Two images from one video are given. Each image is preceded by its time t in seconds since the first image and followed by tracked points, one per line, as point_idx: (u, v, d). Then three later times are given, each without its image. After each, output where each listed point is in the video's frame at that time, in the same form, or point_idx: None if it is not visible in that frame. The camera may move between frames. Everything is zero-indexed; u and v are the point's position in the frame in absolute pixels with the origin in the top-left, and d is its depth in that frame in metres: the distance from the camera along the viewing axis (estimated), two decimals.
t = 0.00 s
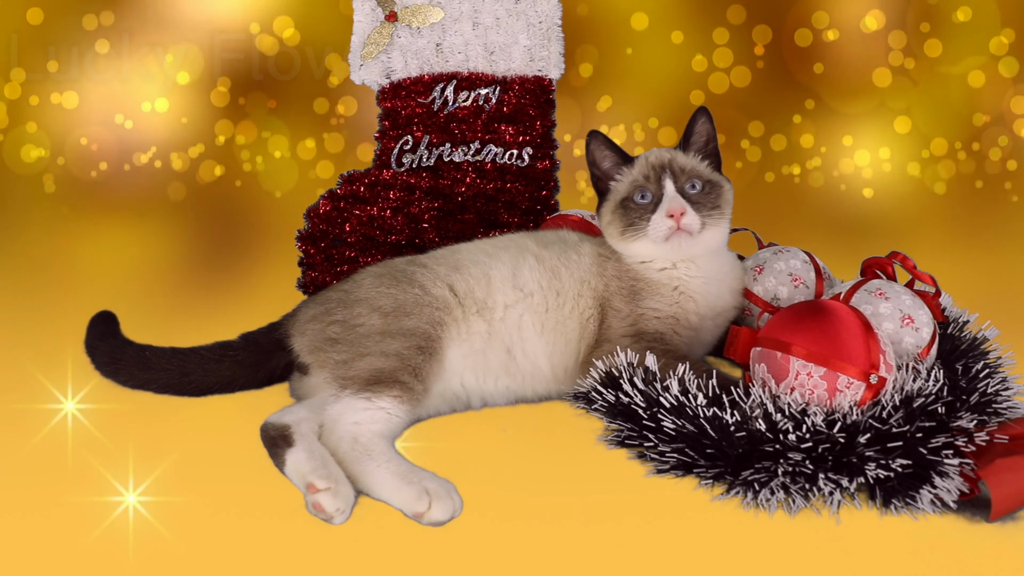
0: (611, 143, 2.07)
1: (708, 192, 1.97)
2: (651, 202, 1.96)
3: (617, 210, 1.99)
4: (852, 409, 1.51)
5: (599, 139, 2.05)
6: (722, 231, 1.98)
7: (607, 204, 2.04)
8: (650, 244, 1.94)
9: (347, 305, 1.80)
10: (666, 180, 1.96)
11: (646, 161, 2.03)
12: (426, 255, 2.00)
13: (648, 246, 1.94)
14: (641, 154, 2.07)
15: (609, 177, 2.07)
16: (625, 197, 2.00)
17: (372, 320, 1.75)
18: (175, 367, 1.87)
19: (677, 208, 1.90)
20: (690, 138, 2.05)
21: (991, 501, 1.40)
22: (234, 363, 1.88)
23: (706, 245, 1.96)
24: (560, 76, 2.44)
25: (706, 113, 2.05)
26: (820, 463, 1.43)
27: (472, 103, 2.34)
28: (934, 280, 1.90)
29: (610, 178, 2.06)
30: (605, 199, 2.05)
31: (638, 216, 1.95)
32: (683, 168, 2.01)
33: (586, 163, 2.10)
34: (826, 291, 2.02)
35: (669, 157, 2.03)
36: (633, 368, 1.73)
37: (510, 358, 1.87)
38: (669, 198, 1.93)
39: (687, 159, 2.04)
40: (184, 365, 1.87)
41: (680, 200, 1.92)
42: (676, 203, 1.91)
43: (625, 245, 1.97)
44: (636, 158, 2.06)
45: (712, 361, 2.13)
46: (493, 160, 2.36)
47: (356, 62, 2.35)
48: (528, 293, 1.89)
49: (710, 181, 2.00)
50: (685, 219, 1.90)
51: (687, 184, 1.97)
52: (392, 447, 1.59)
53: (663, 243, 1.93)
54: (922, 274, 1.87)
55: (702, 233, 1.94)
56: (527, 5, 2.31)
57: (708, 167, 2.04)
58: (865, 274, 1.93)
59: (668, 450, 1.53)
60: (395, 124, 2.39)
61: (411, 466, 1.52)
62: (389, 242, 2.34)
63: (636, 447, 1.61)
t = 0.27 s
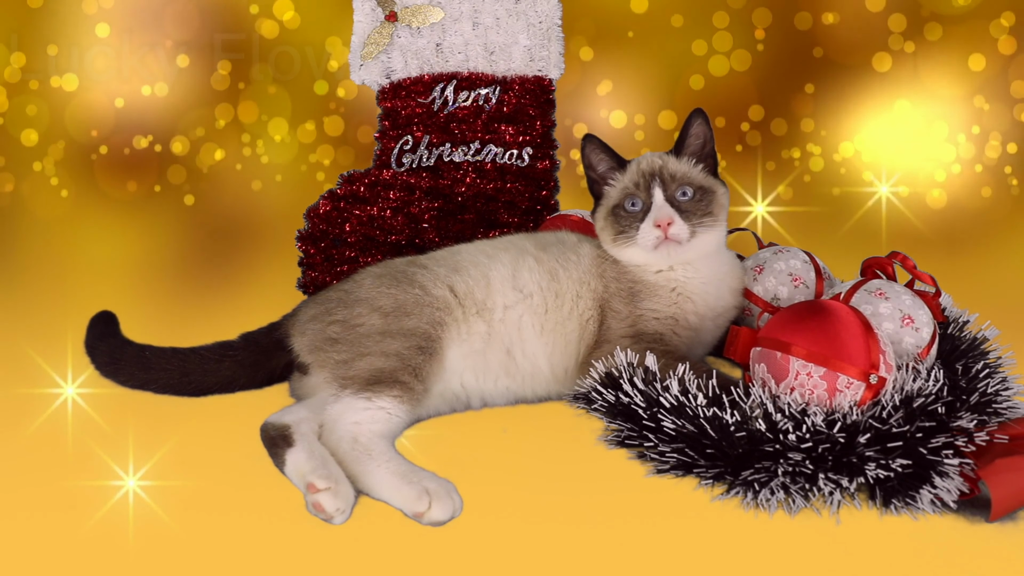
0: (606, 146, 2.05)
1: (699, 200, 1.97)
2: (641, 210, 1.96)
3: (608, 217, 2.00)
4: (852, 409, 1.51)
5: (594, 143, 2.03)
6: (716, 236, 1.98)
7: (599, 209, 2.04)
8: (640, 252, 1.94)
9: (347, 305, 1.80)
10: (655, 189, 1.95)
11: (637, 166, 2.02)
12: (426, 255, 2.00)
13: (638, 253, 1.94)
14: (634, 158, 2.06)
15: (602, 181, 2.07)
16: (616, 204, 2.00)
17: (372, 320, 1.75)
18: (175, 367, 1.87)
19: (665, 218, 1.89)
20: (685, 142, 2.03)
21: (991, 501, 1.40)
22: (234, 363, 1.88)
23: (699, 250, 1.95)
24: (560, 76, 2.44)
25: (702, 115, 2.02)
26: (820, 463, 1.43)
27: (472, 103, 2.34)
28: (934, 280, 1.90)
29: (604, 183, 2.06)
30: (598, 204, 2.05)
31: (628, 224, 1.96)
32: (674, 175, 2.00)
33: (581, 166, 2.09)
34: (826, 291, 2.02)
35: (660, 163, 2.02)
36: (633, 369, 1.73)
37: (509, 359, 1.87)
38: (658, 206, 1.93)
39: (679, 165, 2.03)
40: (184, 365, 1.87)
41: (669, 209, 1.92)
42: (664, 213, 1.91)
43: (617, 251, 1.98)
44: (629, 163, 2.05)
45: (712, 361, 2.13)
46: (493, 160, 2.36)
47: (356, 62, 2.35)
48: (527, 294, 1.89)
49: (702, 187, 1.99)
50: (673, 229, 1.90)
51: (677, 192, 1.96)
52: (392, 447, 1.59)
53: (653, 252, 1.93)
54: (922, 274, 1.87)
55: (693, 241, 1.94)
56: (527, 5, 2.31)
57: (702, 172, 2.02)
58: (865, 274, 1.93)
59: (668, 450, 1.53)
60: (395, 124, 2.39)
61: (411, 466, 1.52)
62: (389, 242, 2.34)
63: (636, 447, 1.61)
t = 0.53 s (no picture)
0: (618, 142, 2.04)
1: (713, 204, 1.97)
2: (656, 210, 1.95)
3: (620, 215, 1.98)
4: (852, 409, 1.51)
5: (605, 139, 2.02)
6: (724, 239, 1.99)
7: (609, 206, 2.02)
8: (652, 253, 1.93)
9: (347, 305, 1.80)
10: (672, 190, 1.94)
11: (652, 166, 2.01)
12: (426, 255, 2.00)
13: (649, 254, 1.93)
14: (647, 158, 2.05)
15: (612, 178, 2.05)
16: (629, 203, 1.98)
17: (372, 320, 1.75)
18: (175, 367, 1.87)
19: (683, 221, 1.89)
20: (697, 143, 2.03)
21: (991, 501, 1.40)
22: (234, 363, 1.88)
23: (708, 253, 1.95)
24: (560, 76, 2.44)
25: (715, 118, 2.04)
26: (820, 463, 1.43)
27: (472, 103, 2.34)
28: (933, 280, 1.90)
29: (615, 179, 2.04)
30: (608, 201, 2.03)
31: (642, 224, 1.94)
32: (689, 177, 1.99)
33: (590, 161, 2.07)
34: (826, 291, 2.02)
35: (675, 164, 2.01)
36: (633, 369, 1.73)
37: (509, 359, 1.87)
38: (675, 208, 1.92)
39: (693, 167, 2.02)
40: (184, 365, 1.87)
41: (686, 212, 1.91)
42: (681, 215, 1.90)
43: (626, 250, 1.97)
44: (642, 162, 2.04)
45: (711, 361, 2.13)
46: (493, 160, 2.36)
47: (356, 61, 2.35)
48: (528, 294, 1.89)
49: (715, 191, 1.99)
50: (690, 232, 1.89)
51: (692, 195, 1.96)
52: (392, 447, 1.59)
53: (666, 253, 1.92)
54: (922, 274, 1.87)
55: (705, 244, 1.94)
56: (527, 5, 2.31)
57: (713, 175, 2.03)
58: (865, 274, 1.93)
59: (668, 450, 1.53)
60: (395, 124, 2.39)
61: (411, 466, 1.52)
62: (389, 242, 2.34)
63: (636, 447, 1.61)
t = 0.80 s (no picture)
0: (619, 141, 2.04)
1: (716, 203, 1.97)
2: (659, 210, 1.94)
3: (623, 214, 1.98)
4: (852, 409, 1.51)
5: (607, 138, 2.02)
6: (725, 238, 1.99)
7: (612, 205, 2.02)
8: (655, 252, 1.93)
9: (347, 305, 1.80)
10: (675, 190, 1.94)
11: (654, 166, 2.01)
12: (426, 255, 2.00)
13: (652, 253, 1.93)
14: (648, 157, 2.04)
15: (614, 177, 2.04)
16: (632, 202, 1.98)
17: (372, 320, 1.75)
18: (175, 367, 1.87)
19: (686, 220, 1.88)
20: (699, 142, 2.03)
21: (991, 501, 1.40)
22: (234, 363, 1.88)
23: (710, 253, 1.95)
24: (560, 76, 2.44)
25: (715, 118, 2.04)
26: (820, 463, 1.43)
27: (472, 103, 2.34)
28: (933, 280, 1.90)
29: (616, 179, 2.04)
30: (610, 200, 2.03)
31: (645, 224, 1.94)
32: (691, 177, 1.99)
33: (592, 161, 2.07)
34: (826, 291, 2.02)
35: (678, 164, 2.01)
36: (633, 369, 1.73)
37: (510, 358, 1.87)
38: (678, 208, 1.91)
39: (695, 166, 2.02)
40: (184, 365, 1.87)
41: (689, 211, 1.91)
42: (685, 215, 1.89)
43: (629, 249, 1.96)
44: (644, 161, 2.04)
45: (711, 362, 2.13)
46: (493, 160, 2.36)
47: (356, 62, 2.35)
48: (528, 293, 1.89)
49: (717, 191, 1.99)
50: (693, 232, 1.89)
51: (695, 195, 1.96)
52: (392, 447, 1.59)
53: (668, 253, 1.92)
54: (922, 274, 1.87)
55: (708, 244, 1.94)
56: (527, 5, 2.31)
57: (715, 174, 2.03)
58: (865, 274, 1.93)
59: (668, 450, 1.53)
60: (395, 124, 2.39)
61: (412, 466, 1.52)
62: (389, 242, 2.34)
63: (636, 447, 1.61)
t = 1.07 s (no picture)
0: (620, 141, 2.04)
1: (717, 205, 1.97)
2: (660, 211, 1.94)
3: (624, 215, 1.98)
4: (852, 409, 1.51)
5: (608, 138, 2.02)
6: (726, 239, 1.99)
7: (613, 206, 2.02)
8: (656, 253, 1.93)
9: (347, 305, 1.80)
10: (677, 192, 1.94)
11: (656, 166, 2.01)
12: (426, 254, 2.00)
13: (652, 254, 1.94)
14: (650, 157, 2.04)
15: (616, 177, 2.04)
16: (633, 203, 1.97)
17: (372, 320, 1.75)
18: (175, 367, 1.87)
19: (687, 222, 1.88)
20: (700, 143, 2.03)
21: (991, 501, 1.40)
22: (234, 363, 1.88)
23: (711, 254, 1.96)
24: (560, 76, 2.44)
25: (718, 118, 2.04)
26: (820, 463, 1.43)
27: (472, 103, 2.34)
28: (933, 280, 1.90)
29: (617, 179, 2.04)
30: (611, 201, 2.03)
31: (646, 225, 1.94)
32: (693, 178, 1.99)
33: (593, 160, 2.07)
34: (826, 291, 2.02)
35: (680, 165, 2.00)
36: (633, 369, 1.73)
37: (509, 358, 1.87)
38: (680, 210, 1.91)
39: (697, 167, 2.02)
40: (184, 365, 1.87)
41: (691, 213, 1.91)
42: (686, 217, 1.89)
43: (630, 250, 1.96)
44: (646, 161, 2.03)
45: (711, 362, 2.13)
46: (493, 160, 2.36)
47: (356, 62, 2.35)
48: (528, 293, 1.89)
49: (719, 192, 1.99)
50: (694, 234, 1.89)
51: (696, 196, 1.95)
52: (392, 447, 1.59)
53: (669, 254, 1.92)
54: (922, 274, 1.87)
55: (708, 245, 1.94)
56: (527, 5, 2.31)
57: (716, 176, 2.03)
58: (865, 274, 1.93)
59: (668, 450, 1.53)
60: (395, 124, 2.39)
61: (412, 466, 1.52)
62: (389, 242, 2.34)
63: (636, 447, 1.61)
